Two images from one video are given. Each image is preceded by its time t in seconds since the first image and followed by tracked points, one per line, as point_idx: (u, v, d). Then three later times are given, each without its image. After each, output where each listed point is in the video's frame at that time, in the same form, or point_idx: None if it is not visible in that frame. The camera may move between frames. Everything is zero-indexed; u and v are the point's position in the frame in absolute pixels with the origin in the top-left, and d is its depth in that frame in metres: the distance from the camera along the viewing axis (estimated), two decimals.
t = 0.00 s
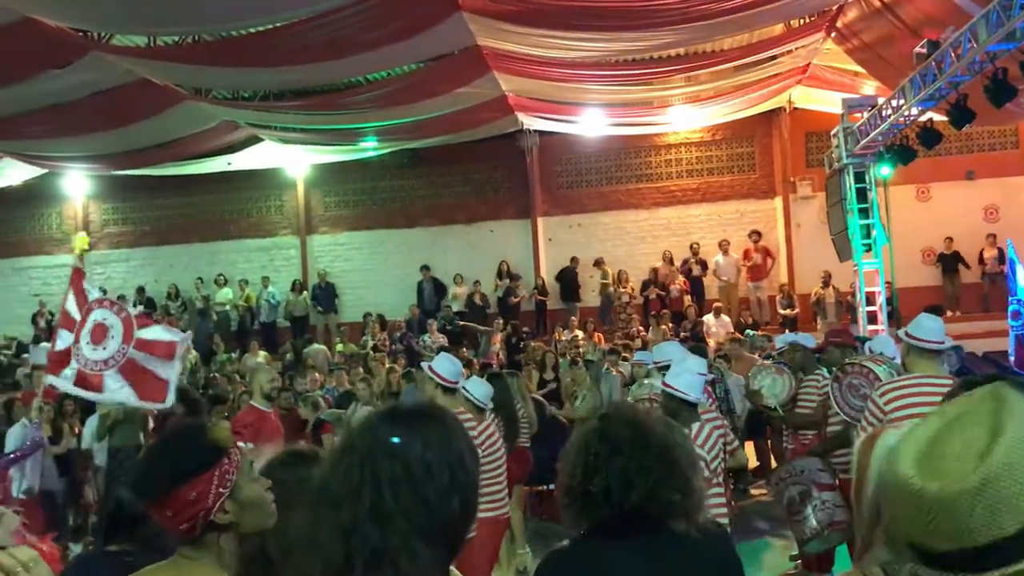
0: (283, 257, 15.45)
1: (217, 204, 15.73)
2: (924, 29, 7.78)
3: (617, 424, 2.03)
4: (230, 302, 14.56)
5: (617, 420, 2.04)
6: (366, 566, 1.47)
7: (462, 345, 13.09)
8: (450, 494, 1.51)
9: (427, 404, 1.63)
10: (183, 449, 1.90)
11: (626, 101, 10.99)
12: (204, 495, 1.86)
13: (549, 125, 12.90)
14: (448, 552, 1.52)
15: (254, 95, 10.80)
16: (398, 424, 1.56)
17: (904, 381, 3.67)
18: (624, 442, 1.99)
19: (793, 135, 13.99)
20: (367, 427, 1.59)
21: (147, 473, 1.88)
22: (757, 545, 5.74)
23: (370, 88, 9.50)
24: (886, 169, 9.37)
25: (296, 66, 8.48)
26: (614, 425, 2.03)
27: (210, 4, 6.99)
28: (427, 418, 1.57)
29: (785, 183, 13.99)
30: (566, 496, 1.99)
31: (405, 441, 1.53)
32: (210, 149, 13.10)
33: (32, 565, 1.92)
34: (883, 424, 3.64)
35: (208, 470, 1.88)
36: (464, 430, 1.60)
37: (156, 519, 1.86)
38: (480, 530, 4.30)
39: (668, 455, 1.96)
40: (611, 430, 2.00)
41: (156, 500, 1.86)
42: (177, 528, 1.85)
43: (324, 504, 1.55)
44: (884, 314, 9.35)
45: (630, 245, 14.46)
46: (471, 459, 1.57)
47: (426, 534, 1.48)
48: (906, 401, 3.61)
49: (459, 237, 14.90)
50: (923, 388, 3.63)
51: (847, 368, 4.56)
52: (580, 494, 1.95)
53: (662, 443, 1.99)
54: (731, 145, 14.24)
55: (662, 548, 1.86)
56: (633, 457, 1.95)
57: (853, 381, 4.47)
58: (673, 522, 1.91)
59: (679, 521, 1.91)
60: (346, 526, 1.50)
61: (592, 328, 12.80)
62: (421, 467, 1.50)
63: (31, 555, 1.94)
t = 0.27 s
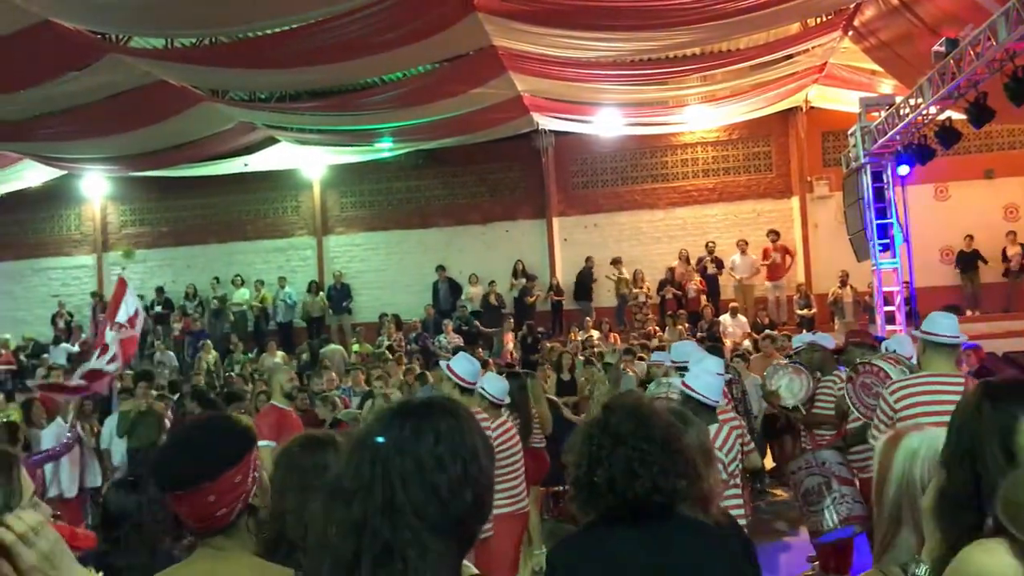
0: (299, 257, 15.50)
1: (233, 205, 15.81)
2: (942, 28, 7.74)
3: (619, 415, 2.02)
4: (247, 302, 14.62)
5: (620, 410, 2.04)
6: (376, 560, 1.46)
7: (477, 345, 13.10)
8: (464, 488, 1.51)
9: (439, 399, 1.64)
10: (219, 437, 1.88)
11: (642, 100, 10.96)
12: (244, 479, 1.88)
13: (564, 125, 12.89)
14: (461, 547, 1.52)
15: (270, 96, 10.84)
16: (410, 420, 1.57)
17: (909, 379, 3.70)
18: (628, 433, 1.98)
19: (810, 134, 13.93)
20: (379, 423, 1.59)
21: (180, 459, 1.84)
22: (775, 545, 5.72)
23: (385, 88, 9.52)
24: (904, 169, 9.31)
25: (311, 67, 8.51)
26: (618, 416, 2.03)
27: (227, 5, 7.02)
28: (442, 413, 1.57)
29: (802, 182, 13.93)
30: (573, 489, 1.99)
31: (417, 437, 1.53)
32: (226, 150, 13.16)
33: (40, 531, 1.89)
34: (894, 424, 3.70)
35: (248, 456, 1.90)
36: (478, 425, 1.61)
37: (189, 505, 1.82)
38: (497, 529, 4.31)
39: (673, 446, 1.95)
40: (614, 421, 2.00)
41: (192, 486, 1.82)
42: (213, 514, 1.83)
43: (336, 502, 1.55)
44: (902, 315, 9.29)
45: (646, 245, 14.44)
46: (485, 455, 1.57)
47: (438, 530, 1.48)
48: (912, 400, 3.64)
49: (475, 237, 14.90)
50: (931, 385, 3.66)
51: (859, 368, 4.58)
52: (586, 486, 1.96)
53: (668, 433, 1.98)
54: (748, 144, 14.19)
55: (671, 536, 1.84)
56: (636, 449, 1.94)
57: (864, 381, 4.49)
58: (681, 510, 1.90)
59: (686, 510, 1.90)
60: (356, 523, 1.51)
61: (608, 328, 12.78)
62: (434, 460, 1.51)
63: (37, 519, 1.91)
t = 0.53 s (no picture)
0: (315, 258, 15.55)
1: (249, 206, 15.87)
2: (960, 26, 7.69)
3: (629, 427, 2.00)
4: (263, 302, 14.69)
5: (629, 422, 2.04)
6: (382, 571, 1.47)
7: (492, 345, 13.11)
8: (472, 499, 1.51)
9: (448, 409, 1.64)
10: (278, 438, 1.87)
11: (657, 100, 10.94)
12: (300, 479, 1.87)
13: (579, 125, 12.87)
14: (468, 559, 1.52)
15: (285, 97, 10.88)
16: (418, 430, 1.57)
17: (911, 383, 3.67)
18: (639, 446, 1.96)
19: (826, 133, 13.86)
20: (388, 433, 1.60)
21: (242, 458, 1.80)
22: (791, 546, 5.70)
23: (400, 89, 9.54)
24: (921, 168, 9.25)
25: (326, 68, 8.54)
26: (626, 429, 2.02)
27: (243, 7, 7.05)
28: (452, 424, 1.58)
29: (818, 181, 13.87)
30: (582, 500, 1.99)
31: (426, 447, 1.54)
32: (242, 152, 13.22)
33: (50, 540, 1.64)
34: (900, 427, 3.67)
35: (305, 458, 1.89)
36: (486, 435, 1.61)
37: (249, 504, 1.79)
38: (513, 531, 4.31)
39: (682, 459, 1.95)
40: (623, 434, 1.98)
41: (255, 483, 1.79)
42: (270, 514, 1.80)
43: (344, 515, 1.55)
44: (919, 314, 9.23)
45: (661, 244, 14.40)
46: (494, 466, 1.58)
47: (444, 541, 1.48)
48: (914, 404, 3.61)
49: (489, 237, 14.91)
50: (933, 387, 3.62)
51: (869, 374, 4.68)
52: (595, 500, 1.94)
53: (678, 448, 1.97)
54: (763, 144, 14.14)
55: (677, 551, 1.85)
56: (647, 463, 1.92)
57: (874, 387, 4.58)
58: (690, 526, 1.90)
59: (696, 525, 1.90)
60: (364, 534, 1.51)
61: (622, 328, 12.76)
62: (443, 471, 1.51)
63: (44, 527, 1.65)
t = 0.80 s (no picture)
0: (329, 259, 15.59)
1: (264, 207, 15.93)
2: (976, 24, 7.65)
3: (661, 424, 2.00)
4: (278, 303, 14.74)
5: (662, 419, 2.02)
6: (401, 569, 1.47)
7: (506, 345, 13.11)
8: (495, 500, 1.52)
9: (471, 410, 1.65)
10: (313, 440, 1.94)
11: (670, 100, 10.92)
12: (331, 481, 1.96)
13: (592, 125, 12.86)
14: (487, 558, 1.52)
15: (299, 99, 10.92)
16: (442, 430, 1.58)
17: (912, 384, 3.66)
18: (669, 442, 1.96)
19: (841, 132, 13.80)
20: (412, 433, 1.60)
21: (278, 457, 1.88)
22: (808, 547, 5.68)
23: (414, 90, 9.56)
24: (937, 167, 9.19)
25: (340, 69, 8.57)
26: (658, 425, 2.01)
27: (258, 9, 7.09)
28: (476, 425, 1.59)
29: (833, 181, 13.81)
30: (609, 495, 1.98)
31: (449, 447, 1.55)
32: (257, 153, 13.27)
33: (68, 529, 1.57)
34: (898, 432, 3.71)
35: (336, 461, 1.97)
36: (508, 436, 1.62)
37: (281, 503, 1.87)
38: (530, 531, 4.32)
39: (713, 459, 1.94)
40: (653, 430, 1.98)
41: (289, 485, 1.87)
42: (300, 514, 1.88)
43: (362, 512, 1.55)
44: (936, 314, 9.17)
45: (675, 244, 14.37)
46: (515, 469, 1.58)
47: (464, 540, 1.48)
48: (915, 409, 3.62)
49: (503, 238, 14.92)
50: (933, 388, 3.61)
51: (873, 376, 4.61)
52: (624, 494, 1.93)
53: (708, 446, 1.96)
54: (777, 143, 14.09)
55: (701, 548, 1.83)
56: (680, 459, 1.92)
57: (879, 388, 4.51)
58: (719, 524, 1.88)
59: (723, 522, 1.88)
60: (383, 533, 1.51)
61: (637, 328, 12.75)
62: (466, 472, 1.52)
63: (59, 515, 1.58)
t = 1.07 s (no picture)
0: (342, 260, 15.63)
1: (277, 209, 15.99)
2: (991, 22, 7.60)
3: (677, 420, 2.01)
4: (291, 304, 14.79)
5: (679, 416, 2.03)
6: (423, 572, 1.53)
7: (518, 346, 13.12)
8: (511, 504, 1.58)
9: (485, 413, 1.69)
10: (318, 440, 1.98)
11: (683, 99, 10.90)
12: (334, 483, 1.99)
13: (604, 125, 12.84)
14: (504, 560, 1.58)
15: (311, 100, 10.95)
16: (458, 434, 1.63)
17: (911, 385, 3.64)
18: (685, 438, 1.97)
19: (854, 131, 13.74)
20: (430, 437, 1.66)
21: (284, 456, 1.92)
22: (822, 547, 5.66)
23: (426, 91, 9.58)
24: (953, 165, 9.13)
25: (352, 71, 8.60)
26: (675, 422, 2.01)
27: (270, 12, 7.12)
28: (490, 430, 1.64)
29: (847, 180, 13.75)
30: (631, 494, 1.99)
31: (465, 452, 1.60)
32: (270, 155, 13.32)
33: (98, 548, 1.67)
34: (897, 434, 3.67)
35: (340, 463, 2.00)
36: (523, 439, 1.67)
37: (285, 505, 1.90)
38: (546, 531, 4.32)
39: (731, 452, 1.94)
40: (670, 427, 1.99)
41: (294, 485, 1.90)
42: (304, 515, 1.91)
43: (384, 520, 1.62)
44: (952, 313, 9.11)
45: (688, 244, 14.34)
46: (530, 469, 1.63)
47: (481, 545, 1.54)
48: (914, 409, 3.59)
49: (515, 238, 14.92)
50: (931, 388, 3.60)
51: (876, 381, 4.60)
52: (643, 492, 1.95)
53: (725, 443, 1.96)
54: (791, 142, 14.04)
55: (721, 543, 1.84)
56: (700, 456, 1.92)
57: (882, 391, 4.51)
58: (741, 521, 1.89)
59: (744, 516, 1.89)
60: (403, 539, 1.57)
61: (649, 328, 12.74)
62: (482, 474, 1.57)
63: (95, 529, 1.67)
